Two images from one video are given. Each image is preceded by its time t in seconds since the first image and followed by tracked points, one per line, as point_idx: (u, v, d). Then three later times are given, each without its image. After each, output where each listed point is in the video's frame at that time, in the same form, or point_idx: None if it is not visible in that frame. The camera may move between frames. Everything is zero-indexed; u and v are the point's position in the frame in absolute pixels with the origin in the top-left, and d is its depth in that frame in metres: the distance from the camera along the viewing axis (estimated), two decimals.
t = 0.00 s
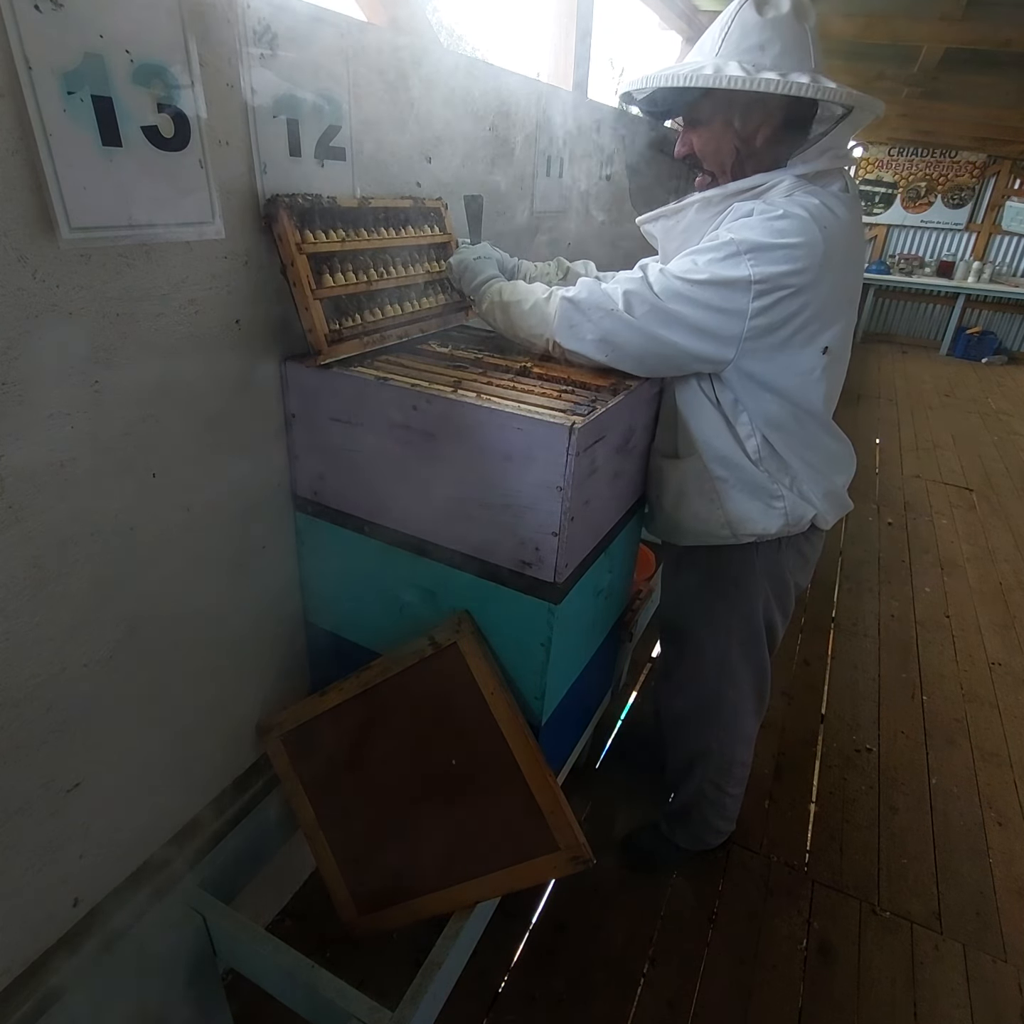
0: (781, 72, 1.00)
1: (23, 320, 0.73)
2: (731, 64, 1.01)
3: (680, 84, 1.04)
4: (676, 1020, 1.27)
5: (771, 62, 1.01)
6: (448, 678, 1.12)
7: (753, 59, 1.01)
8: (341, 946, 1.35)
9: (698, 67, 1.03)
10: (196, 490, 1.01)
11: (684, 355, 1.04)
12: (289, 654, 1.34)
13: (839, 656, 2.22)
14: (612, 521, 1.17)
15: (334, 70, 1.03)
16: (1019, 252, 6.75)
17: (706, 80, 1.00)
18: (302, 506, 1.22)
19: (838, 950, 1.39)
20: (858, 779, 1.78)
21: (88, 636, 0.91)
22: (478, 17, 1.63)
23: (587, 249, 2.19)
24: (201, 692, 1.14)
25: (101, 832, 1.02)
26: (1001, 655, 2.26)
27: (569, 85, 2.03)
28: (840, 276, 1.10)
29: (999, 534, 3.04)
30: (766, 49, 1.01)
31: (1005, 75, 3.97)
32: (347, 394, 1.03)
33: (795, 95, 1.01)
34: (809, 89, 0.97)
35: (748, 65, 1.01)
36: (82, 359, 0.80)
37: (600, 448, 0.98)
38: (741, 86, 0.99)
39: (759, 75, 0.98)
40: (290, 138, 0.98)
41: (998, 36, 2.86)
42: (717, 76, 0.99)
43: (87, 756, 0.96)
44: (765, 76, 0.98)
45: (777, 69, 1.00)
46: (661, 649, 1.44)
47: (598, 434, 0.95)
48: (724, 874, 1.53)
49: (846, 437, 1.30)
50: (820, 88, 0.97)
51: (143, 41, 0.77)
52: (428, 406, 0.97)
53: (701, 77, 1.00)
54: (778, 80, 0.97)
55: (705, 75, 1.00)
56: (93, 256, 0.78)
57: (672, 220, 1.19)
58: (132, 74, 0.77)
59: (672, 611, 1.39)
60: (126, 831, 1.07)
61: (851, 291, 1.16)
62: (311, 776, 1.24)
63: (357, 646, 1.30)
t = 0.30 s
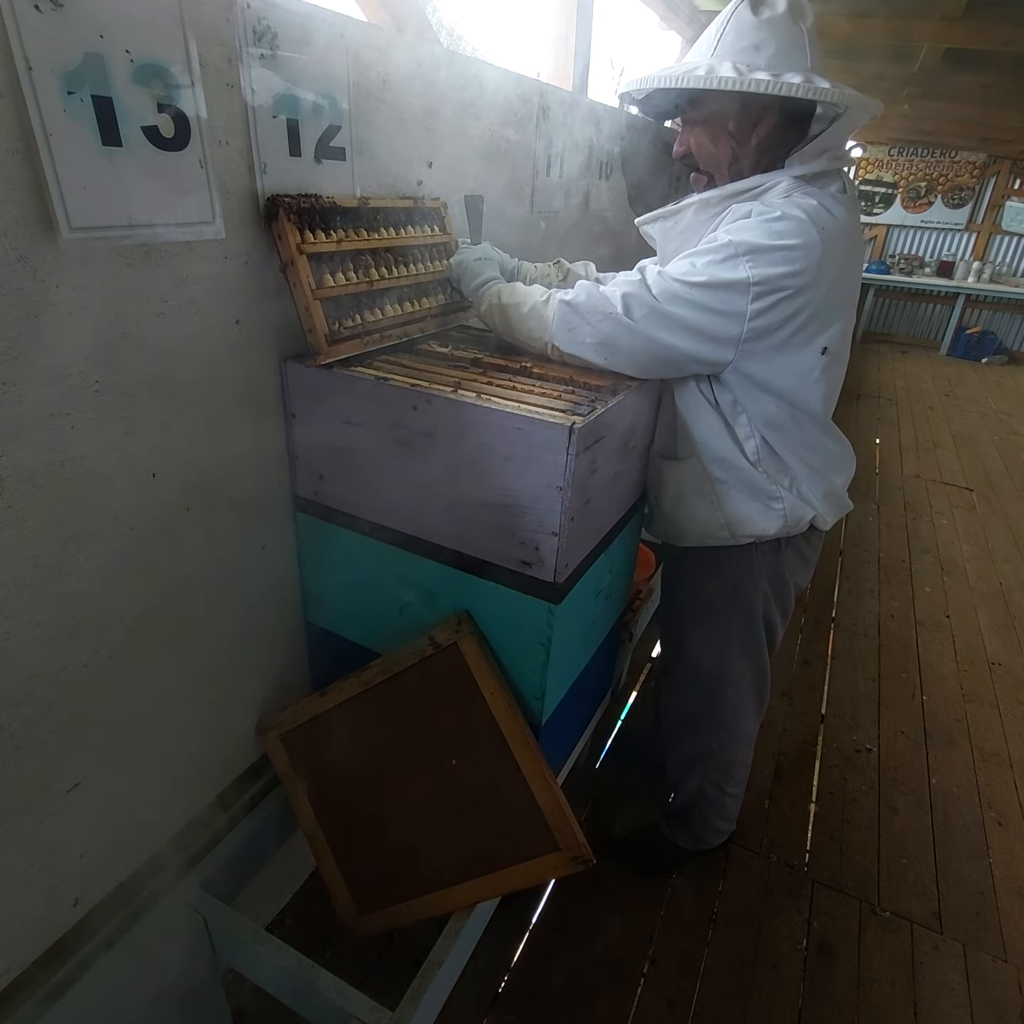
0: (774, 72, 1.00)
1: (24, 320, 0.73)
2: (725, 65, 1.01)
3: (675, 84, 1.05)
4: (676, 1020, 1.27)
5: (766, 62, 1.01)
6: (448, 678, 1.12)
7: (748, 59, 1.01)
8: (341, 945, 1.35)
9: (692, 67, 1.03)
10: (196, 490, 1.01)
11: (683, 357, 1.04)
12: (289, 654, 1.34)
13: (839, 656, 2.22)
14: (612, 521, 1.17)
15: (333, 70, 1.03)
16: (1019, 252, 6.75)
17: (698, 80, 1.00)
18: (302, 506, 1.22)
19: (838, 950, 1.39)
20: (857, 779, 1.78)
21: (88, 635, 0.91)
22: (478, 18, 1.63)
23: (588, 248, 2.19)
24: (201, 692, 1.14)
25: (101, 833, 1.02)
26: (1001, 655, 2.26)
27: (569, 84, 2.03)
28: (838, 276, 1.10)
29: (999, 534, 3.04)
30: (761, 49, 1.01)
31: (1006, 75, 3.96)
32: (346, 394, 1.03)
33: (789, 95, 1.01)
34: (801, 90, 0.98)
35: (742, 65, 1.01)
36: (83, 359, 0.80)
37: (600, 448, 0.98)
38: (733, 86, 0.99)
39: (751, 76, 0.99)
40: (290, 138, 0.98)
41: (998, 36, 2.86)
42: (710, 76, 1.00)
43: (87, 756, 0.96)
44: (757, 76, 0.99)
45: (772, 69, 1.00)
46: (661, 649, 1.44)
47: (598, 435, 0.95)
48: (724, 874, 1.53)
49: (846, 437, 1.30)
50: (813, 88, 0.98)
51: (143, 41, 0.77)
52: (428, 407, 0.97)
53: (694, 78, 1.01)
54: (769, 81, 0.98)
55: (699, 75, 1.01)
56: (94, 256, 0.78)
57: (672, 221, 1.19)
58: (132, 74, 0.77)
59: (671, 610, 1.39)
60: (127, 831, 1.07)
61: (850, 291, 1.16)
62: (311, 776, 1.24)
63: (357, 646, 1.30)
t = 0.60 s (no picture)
0: (774, 70, 1.00)
1: (24, 320, 0.73)
2: (724, 63, 1.01)
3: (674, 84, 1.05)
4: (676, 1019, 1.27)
5: (766, 61, 1.01)
6: (448, 678, 1.12)
7: (748, 57, 1.01)
8: (341, 945, 1.35)
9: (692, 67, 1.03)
10: (196, 489, 1.01)
11: (685, 358, 1.04)
12: (289, 654, 1.34)
13: (840, 656, 2.22)
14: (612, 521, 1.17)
15: (334, 70, 1.03)
16: (1019, 252, 6.75)
17: (699, 77, 1.00)
18: (302, 506, 1.22)
19: (838, 950, 1.39)
20: (858, 779, 1.78)
21: (88, 635, 0.91)
22: (478, 18, 1.63)
23: (588, 249, 2.19)
24: (201, 692, 1.14)
25: (101, 833, 1.02)
26: (1001, 655, 2.26)
27: (569, 84, 2.02)
28: (840, 276, 1.10)
29: (999, 534, 3.04)
30: (761, 47, 1.01)
31: (1006, 75, 3.96)
32: (347, 394, 1.03)
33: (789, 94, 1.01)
34: (801, 87, 0.98)
35: (742, 64, 1.01)
36: (83, 359, 0.80)
37: (600, 448, 0.98)
38: (732, 83, 0.99)
39: (752, 73, 0.99)
40: (290, 138, 0.98)
41: (998, 36, 2.86)
42: (710, 74, 1.00)
43: (87, 756, 0.96)
44: (758, 73, 0.99)
45: (772, 67, 1.00)
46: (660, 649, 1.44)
47: (598, 435, 0.95)
48: (724, 874, 1.53)
49: (846, 437, 1.30)
50: (813, 86, 0.98)
51: (143, 41, 0.77)
52: (428, 407, 0.97)
53: (694, 74, 1.01)
54: (770, 79, 0.98)
55: (700, 74, 1.01)
56: (94, 256, 0.78)
57: (672, 221, 1.19)
58: (132, 74, 0.77)
59: (671, 610, 1.39)
60: (126, 831, 1.07)
61: (851, 291, 1.16)
62: (311, 776, 1.24)
63: (357, 646, 1.30)
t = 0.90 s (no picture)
0: (778, 68, 1.00)
1: (23, 320, 0.73)
2: (727, 62, 1.01)
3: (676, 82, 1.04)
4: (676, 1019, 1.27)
5: (768, 59, 1.00)
6: (448, 678, 1.12)
7: (750, 56, 1.01)
8: (340, 946, 1.34)
9: (694, 65, 1.03)
10: (196, 489, 1.01)
11: (686, 358, 1.04)
12: (289, 654, 1.34)
13: (840, 656, 2.22)
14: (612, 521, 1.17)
15: (334, 70, 1.03)
16: (1019, 252, 6.75)
17: (702, 74, 1.00)
18: (302, 506, 1.22)
19: (838, 950, 1.39)
20: (858, 779, 1.78)
21: (89, 635, 0.91)
22: (478, 18, 1.63)
23: (588, 249, 2.19)
24: (201, 692, 1.14)
25: (101, 833, 1.02)
26: (1001, 655, 2.26)
27: (569, 84, 2.01)
28: (843, 276, 1.10)
29: (999, 534, 3.03)
30: (764, 46, 1.01)
31: (1006, 75, 3.96)
32: (347, 394, 1.03)
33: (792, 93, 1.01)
34: (805, 85, 0.98)
35: (744, 62, 1.01)
36: (82, 359, 0.80)
37: (600, 448, 0.98)
38: (736, 80, 0.99)
39: (755, 71, 0.99)
40: (290, 138, 0.99)
41: (997, 36, 2.86)
42: (713, 71, 1.00)
43: (87, 756, 0.96)
44: (761, 71, 0.99)
45: (774, 66, 1.00)
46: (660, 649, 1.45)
47: (599, 434, 0.95)
48: (724, 874, 1.53)
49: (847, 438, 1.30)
50: (816, 84, 0.98)
51: (143, 41, 0.77)
52: (428, 406, 0.97)
53: (698, 72, 1.01)
54: (772, 77, 0.98)
55: (702, 71, 1.00)
56: (93, 256, 0.78)
57: (673, 220, 1.18)
58: (132, 74, 0.77)
59: (672, 610, 1.39)
60: (126, 830, 1.07)
61: (853, 291, 1.16)
62: (311, 776, 1.23)
63: (357, 646, 1.30)
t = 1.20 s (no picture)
0: (778, 69, 0.99)
1: (23, 320, 0.73)
2: (728, 62, 1.01)
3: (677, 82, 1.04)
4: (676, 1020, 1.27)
5: (768, 59, 1.00)
6: (448, 678, 1.12)
7: (751, 56, 1.01)
8: (340, 946, 1.34)
9: (695, 65, 1.02)
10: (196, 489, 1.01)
11: (688, 359, 1.04)
12: (289, 654, 1.34)
13: (840, 656, 2.22)
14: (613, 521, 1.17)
15: (334, 70, 1.03)
16: (1020, 252, 6.75)
17: (703, 74, 1.00)
18: (302, 506, 1.22)
19: (838, 950, 1.39)
20: (858, 779, 1.79)
21: (89, 635, 0.91)
22: (478, 18, 1.63)
23: (588, 248, 2.19)
24: (200, 692, 1.14)
25: (101, 832, 1.02)
26: (1001, 655, 2.26)
27: (568, 87, 2.00)
28: (844, 276, 1.10)
29: (999, 534, 3.03)
30: (764, 46, 1.01)
31: (1008, 75, 3.95)
32: (347, 394, 1.03)
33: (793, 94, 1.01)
34: (805, 85, 0.97)
35: (745, 62, 1.00)
36: (83, 359, 0.80)
37: (600, 448, 0.98)
38: (736, 80, 0.98)
39: (755, 71, 0.98)
40: (290, 138, 0.98)
41: (997, 36, 2.86)
42: (714, 71, 0.99)
43: (87, 756, 0.96)
44: (761, 72, 0.98)
45: (775, 66, 1.00)
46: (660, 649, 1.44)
47: (599, 434, 0.95)
48: (724, 874, 1.53)
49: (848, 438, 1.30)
50: (817, 83, 0.97)
51: (143, 41, 0.77)
52: (428, 406, 0.97)
53: (698, 72, 1.00)
54: (773, 76, 0.98)
55: (703, 71, 1.00)
56: (93, 255, 0.78)
57: (674, 220, 1.19)
58: (132, 74, 0.77)
59: (672, 610, 1.39)
60: (126, 831, 1.07)
61: (855, 291, 1.16)
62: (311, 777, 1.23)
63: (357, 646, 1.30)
